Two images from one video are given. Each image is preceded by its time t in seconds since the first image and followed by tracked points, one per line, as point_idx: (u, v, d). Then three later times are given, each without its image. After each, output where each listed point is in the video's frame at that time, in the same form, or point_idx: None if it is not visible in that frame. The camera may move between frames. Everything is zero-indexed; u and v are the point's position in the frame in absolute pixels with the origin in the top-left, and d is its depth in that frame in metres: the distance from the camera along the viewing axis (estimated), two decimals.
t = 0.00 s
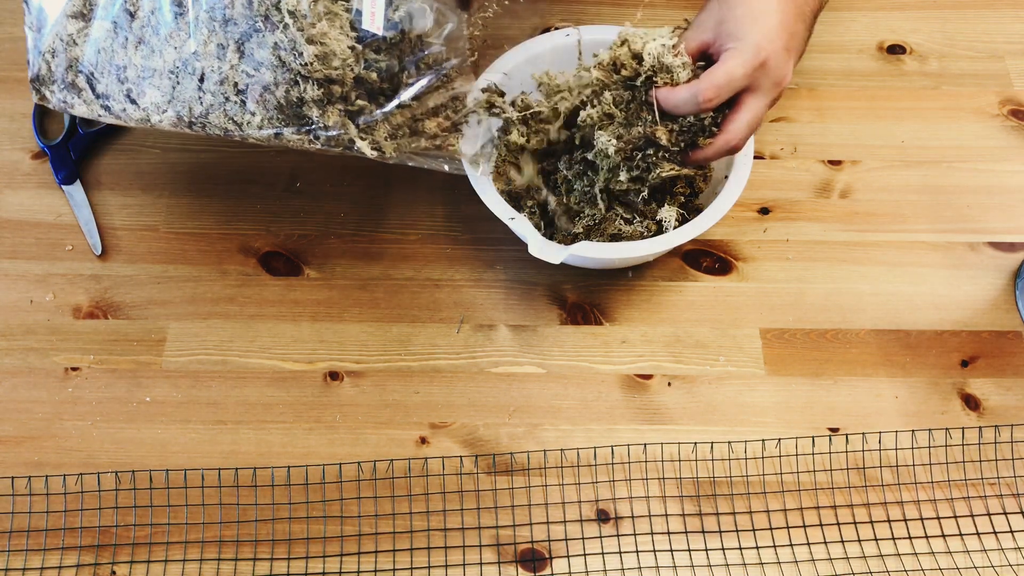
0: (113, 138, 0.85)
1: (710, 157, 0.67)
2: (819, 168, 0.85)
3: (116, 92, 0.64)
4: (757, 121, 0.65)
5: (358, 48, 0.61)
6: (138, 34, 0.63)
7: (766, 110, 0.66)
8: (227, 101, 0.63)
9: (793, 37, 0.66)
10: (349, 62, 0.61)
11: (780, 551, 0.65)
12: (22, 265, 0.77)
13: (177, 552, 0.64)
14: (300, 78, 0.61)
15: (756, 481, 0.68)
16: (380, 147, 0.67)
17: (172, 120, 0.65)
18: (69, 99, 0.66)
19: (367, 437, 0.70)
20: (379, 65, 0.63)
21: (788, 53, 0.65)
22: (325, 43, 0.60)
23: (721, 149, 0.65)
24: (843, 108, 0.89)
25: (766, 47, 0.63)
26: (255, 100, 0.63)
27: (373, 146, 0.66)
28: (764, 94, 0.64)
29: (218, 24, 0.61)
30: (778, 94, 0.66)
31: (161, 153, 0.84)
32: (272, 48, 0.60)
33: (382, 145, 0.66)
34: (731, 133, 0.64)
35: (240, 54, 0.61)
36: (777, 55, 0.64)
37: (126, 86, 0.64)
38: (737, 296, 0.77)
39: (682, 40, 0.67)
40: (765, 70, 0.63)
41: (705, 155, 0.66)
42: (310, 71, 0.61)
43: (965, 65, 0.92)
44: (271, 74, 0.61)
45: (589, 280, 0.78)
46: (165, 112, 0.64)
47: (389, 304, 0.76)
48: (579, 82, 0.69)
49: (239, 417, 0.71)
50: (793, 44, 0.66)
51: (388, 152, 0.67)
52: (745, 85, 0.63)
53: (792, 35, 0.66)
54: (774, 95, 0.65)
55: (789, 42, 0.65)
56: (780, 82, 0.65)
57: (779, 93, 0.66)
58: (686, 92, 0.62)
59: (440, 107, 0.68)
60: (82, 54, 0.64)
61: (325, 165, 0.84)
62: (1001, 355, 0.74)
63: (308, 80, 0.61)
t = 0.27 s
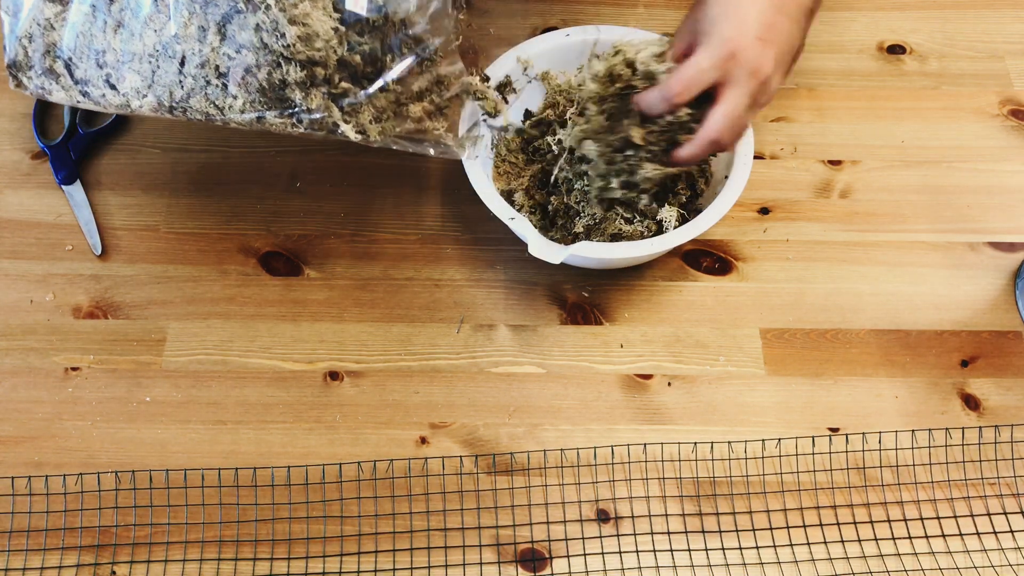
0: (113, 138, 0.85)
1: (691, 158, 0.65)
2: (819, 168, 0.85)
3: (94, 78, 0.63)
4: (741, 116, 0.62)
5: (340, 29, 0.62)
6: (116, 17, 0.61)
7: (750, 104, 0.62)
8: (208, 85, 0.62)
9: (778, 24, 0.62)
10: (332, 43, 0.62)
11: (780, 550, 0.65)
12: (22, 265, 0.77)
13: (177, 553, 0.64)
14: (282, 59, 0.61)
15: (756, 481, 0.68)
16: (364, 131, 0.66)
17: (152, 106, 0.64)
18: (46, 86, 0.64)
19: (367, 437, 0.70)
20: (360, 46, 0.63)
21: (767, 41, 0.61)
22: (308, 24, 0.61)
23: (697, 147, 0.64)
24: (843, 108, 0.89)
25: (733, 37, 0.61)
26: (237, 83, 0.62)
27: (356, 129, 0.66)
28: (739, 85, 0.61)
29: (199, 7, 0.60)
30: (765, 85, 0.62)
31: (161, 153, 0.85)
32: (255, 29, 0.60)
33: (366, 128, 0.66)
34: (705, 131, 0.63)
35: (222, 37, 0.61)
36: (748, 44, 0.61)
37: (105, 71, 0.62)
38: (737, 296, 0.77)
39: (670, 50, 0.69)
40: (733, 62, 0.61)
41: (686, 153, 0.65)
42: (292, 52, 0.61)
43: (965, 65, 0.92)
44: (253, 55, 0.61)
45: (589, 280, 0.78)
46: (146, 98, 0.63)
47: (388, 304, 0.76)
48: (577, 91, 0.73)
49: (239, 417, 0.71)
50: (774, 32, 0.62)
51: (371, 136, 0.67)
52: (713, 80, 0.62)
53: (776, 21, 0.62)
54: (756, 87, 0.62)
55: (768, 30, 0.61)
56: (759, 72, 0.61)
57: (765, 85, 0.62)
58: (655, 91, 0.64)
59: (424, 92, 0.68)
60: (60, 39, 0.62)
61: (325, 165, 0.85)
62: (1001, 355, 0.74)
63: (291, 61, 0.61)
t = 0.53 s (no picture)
0: (113, 139, 0.85)
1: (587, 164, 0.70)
2: (819, 168, 0.85)
3: (107, 81, 0.63)
4: (613, 121, 0.68)
5: (349, 11, 0.61)
6: (124, 17, 0.60)
7: (631, 110, 0.68)
8: (221, 78, 0.62)
9: (665, 44, 0.70)
10: (342, 27, 0.61)
11: (780, 551, 0.65)
12: (22, 265, 0.77)
13: (177, 553, 0.64)
14: (293, 46, 0.60)
15: (756, 481, 0.68)
16: (379, 115, 0.66)
17: (166, 105, 0.64)
18: (60, 93, 0.64)
19: (367, 437, 0.70)
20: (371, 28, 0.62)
21: (647, 56, 0.69)
22: (316, 8, 0.60)
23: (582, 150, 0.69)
24: (843, 108, 0.89)
25: (609, 54, 0.69)
26: (250, 74, 0.61)
27: (372, 113, 0.66)
28: (614, 92, 0.69)
29: None
30: (648, 95, 0.69)
31: (161, 154, 0.85)
32: (263, 17, 0.59)
33: (381, 112, 0.66)
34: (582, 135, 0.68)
35: (230, 27, 0.60)
36: (620, 59, 0.69)
37: (117, 73, 0.62)
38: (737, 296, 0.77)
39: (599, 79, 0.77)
40: (607, 75, 0.69)
41: (577, 160, 0.69)
42: (303, 37, 0.60)
43: (965, 65, 0.92)
44: (264, 44, 0.60)
45: (589, 280, 0.78)
46: (159, 97, 0.63)
47: (389, 304, 0.76)
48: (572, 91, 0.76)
49: (239, 417, 0.71)
50: (659, 49, 0.69)
51: (387, 121, 0.67)
52: (592, 90, 0.69)
53: (666, 41, 0.70)
54: (629, 95, 0.68)
55: (650, 46, 0.69)
56: (634, 83, 0.69)
57: (647, 92, 0.69)
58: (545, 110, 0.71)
59: (437, 73, 0.67)
60: (69, 45, 0.61)
61: (325, 165, 0.85)
62: (1001, 355, 0.74)
63: (303, 47, 0.61)
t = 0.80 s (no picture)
0: (113, 138, 0.85)
1: (556, 202, 0.72)
2: (819, 168, 0.85)
3: (118, 105, 0.64)
4: (578, 161, 0.70)
5: (339, 29, 0.61)
6: (128, 42, 0.61)
7: (595, 153, 0.71)
8: (220, 99, 0.63)
9: (625, 89, 0.72)
10: (332, 46, 0.62)
11: (780, 551, 0.65)
12: (22, 265, 0.77)
13: (177, 553, 0.64)
14: (285, 67, 0.61)
15: (756, 481, 0.68)
16: (375, 128, 0.68)
17: (173, 124, 0.65)
18: (74, 116, 0.66)
19: (367, 437, 0.70)
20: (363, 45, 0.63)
21: (608, 101, 0.72)
22: (305, 29, 0.60)
23: (551, 187, 0.71)
24: (843, 108, 0.89)
25: (574, 99, 0.72)
26: (247, 95, 0.63)
27: (367, 127, 0.67)
28: (579, 135, 0.71)
29: (200, 23, 0.60)
30: (611, 138, 0.71)
31: (161, 153, 0.84)
32: (255, 40, 0.60)
33: (377, 125, 0.67)
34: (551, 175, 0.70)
35: (225, 51, 0.61)
36: (583, 104, 0.71)
37: (125, 96, 0.63)
38: (737, 296, 0.77)
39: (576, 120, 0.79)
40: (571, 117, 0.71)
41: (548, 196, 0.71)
42: (293, 58, 0.61)
43: (965, 65, 0.92)
44: (257, 66, 0.61)
45: (589, 280, 0.78)
46: (165, 118, 0.64)
47: (388, 304, 0.76)
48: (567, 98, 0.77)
49: (240, 417, 0.70)
50: (620, 95, 0.72)
51: (383, 133, 0.68)
52: (559, 132, 0.71)
53: (628, 86, 0.72)
54: (592, 137, 0.71)
55: (612, 92, 0.72)
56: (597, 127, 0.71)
57: (609, 135, 0.71)
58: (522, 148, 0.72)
59: (434, 81, 0.67)
60: (80, 70, 0.62)
61: (325, 165, 0.85)
62: (1001, 355, 0.75)
63: (294, 68, 0.62)
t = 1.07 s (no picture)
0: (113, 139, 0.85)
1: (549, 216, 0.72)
2: (819, 168, 0.85)
3: (143, 128, 0.66)
4: (570, 176, 0.71)
5: (353, 48, 0.61)
6: (149, 70, 0.63)
7: (586, 169, 0.72)
8: (242, 120, 0.64)
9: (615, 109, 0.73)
10: (347, 65, 0.61)
11: (780, 551, 0.65)
12: (22, 265, 0.77)
13: (177, 552, 0.64)
14: (302, 87, 0.62)
15: (756, 481, 0.68)
16: (394, 141, 0.67)
17: (198, 146, 0.67)
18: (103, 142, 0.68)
19: (367, 437, 0.70)
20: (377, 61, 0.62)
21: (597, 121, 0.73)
22: (319, 51, 0.60)
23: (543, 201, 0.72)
24: (843, 108, 0.89)
25: (567, 119, 0.73)
26: (268, 115, 0.63)
27: (386, 139, 0.67)
28: (571, 152, 0.72)
29: (217, 50, 0.61)
30: (602, 155, 0.72)
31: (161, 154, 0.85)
32: (271, 64, 0.61)
33: (396, 138, 0.67)
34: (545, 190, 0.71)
35: (243, 75, 0.62)
36: (574, 124, 0.73)
37: (150, 121, 0.65)
38: (737, 296, 0.77)
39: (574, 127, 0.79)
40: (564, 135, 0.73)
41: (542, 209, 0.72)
42: (310, 79, 0.61)
43: (965, 65, 0.92)
44: (275, 88, 0.62)
45: (589, 280, 0.78)
46: (189, 140, 0.66)
47: (388, 305, 0.76)
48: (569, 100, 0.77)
49: (240, 416, 0.71)
50: (610, 114, 0.73)
51: (402, 145, 0.69)
52: (552, 149, 0.72)
53: (617, 106, 0.73)
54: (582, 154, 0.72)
55: (602, 112, 0.73)
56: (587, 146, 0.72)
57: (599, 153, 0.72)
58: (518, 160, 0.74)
59: (448, 89, 0.68)
60: (104, 96, 0.65)
61: (325, 166, 0.85)
62: (1001, 355, 0.75)
63: (311, 88, 0.62)
